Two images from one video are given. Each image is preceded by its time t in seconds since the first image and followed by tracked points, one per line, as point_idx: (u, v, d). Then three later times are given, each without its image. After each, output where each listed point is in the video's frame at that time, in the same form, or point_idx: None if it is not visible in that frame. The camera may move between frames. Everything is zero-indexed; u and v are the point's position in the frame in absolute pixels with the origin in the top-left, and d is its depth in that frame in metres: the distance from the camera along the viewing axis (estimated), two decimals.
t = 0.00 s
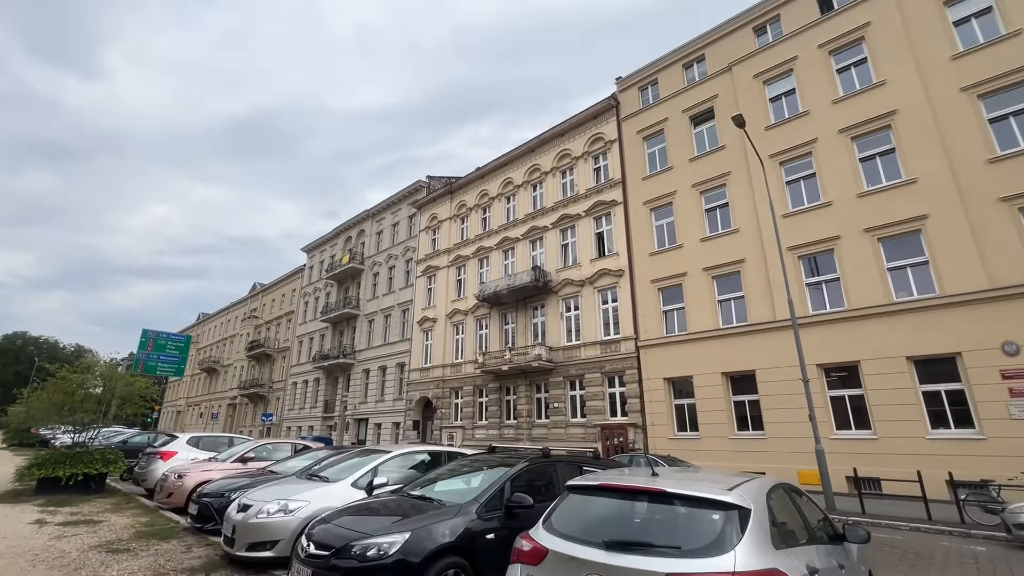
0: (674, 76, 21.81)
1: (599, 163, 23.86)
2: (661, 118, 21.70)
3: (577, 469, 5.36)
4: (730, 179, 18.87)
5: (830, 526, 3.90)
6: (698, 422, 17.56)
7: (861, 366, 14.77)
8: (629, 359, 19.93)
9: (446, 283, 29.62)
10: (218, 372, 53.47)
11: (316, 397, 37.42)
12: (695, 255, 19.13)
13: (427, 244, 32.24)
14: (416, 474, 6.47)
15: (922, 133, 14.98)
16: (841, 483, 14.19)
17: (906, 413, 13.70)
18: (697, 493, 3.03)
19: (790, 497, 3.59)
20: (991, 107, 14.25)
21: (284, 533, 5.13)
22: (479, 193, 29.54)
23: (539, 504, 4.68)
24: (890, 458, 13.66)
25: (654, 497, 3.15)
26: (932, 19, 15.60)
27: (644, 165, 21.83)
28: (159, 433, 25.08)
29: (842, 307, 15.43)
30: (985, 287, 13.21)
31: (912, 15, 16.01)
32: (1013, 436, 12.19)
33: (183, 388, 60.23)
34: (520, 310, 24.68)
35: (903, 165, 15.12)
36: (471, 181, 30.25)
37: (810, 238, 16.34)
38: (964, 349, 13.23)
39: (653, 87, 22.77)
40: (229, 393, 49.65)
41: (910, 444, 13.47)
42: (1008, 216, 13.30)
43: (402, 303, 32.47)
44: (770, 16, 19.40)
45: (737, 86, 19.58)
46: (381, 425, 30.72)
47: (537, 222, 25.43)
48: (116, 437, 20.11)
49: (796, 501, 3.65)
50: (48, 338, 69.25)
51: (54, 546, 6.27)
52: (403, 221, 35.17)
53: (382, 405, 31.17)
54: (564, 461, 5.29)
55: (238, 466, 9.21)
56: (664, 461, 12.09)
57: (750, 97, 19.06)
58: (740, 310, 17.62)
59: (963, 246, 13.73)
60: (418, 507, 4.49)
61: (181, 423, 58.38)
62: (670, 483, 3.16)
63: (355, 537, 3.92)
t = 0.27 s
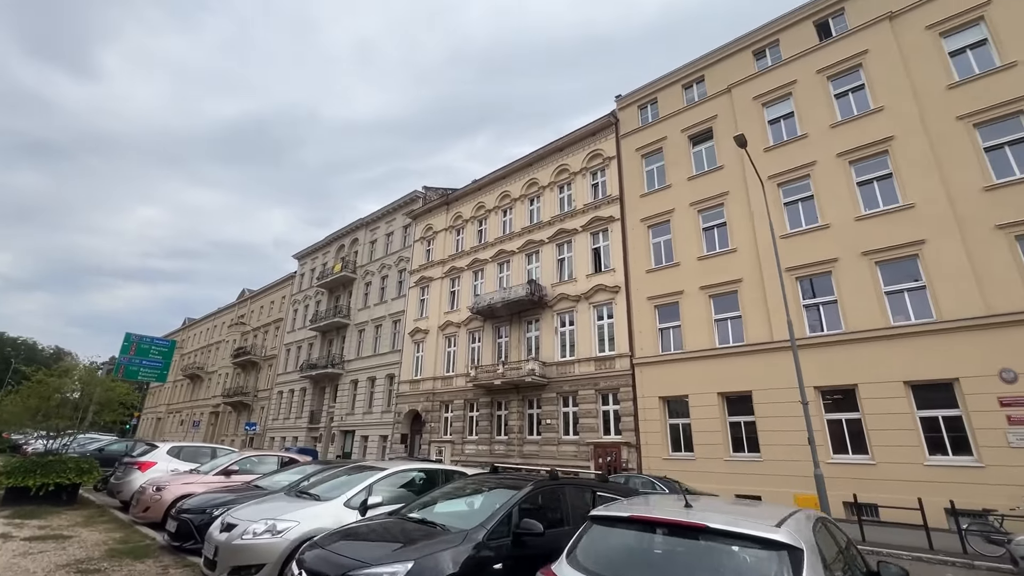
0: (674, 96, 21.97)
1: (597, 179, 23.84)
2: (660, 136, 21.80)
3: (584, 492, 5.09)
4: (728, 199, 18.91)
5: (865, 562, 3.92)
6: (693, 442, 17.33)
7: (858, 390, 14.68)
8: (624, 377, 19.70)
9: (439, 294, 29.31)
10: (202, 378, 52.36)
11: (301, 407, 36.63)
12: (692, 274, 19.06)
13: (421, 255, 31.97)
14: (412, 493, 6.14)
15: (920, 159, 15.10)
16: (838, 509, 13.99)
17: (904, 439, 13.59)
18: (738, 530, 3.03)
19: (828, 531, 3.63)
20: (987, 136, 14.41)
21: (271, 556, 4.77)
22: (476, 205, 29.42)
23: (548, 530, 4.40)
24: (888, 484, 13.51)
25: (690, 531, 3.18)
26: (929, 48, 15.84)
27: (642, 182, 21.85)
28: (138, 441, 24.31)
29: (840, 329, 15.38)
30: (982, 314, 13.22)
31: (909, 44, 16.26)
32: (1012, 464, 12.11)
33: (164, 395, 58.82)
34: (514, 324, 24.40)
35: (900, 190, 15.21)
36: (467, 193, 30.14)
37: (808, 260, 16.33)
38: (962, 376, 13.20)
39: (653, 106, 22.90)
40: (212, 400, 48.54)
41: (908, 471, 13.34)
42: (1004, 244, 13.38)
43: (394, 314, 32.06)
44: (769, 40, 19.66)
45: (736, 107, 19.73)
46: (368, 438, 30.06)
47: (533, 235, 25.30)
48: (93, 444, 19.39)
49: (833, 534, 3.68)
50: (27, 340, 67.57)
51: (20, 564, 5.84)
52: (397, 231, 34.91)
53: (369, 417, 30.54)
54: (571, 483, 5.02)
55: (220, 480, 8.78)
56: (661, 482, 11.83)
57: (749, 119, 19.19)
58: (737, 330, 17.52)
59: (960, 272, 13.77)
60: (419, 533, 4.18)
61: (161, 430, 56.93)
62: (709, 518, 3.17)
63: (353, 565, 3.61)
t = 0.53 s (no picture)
0: (672, 105, 22.00)
1: (594, 186, 23.72)
2: (658, 145, 21.78)
3: (597, 503, 4.83)
4: (725, 208, 18.87)
5: None
6: (687, 453, 17.12)
7: (854, 402, 14.60)
8: (618, 385, 19.46)
9: (431, 298, 28.92)
10: (184, 379, 51.18)
11: (286, 410, 35.85)
12: (688, 282, 18.95)
13: (413, 258, 31.59)
14: (409, 501, 5.81)
15: (917, 173, 15.15)
16: (834, 523, 13.84)
17: (900, 453, 13.49)
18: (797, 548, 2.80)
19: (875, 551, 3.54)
20: (984, 153, 14.52)
21: (259, 569, 4.40)
22: (470, 209, 29.17)
23: (562, 543, 4.12)
24: (884, 498, 13.39)
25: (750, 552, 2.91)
26: (927, 65, 15.99)
27: (639, 190, 21.77)
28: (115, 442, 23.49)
29: (837, 341, 15.32)
30: (979, 328, 13.22)
31: (907, 60, 16.41)
32: (1008, 480, 12.06)
33: (144, 395, 57.37)
34: (507, 329, 24.11)
35: (897, 204, 15.26)
36: (462, 197, 29.89)
37: (806, 271, 16.29)
38: (959, 390, 13.17)
39: (651, 114, 22.90)
40: (194, 402, 47.39)
41: (904, 485, 13.24)
42: (1001, 259, 13.42)
43: (384, 317, 31.58)
44: (768, 53, 19.77)
45: (734, 118, 19.76)
46: (354, 444, 29.44)
47: (528, 241, 25.09)
48: (67, 444, 18.66)
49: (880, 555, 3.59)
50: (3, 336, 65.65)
51: None
52: (390, 234, 34.50)
53: (356, 422, 29.93)
54: (583, 493, 4.76)
55: (203, 485, 8.33)
56: (659, 493, 11.57)
57: (748, 129, 19.21)
58: (733, 340, 17.40)
59: (957, 286, 13.78)
60: (423, 545, 3.86)
61: (139, 431, 55.47)
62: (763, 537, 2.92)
63: None
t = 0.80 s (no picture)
0: (670, 110, 22.01)
1: (590, 189, 23.65)
2: (655, 149, 21.77)
3: (609, 514, 4.70)
4: (722, 214, 18.89)
5: None
6: (680, 458, 17.08)
7: (848, 410, 14.64)
8: (611, 389, 19.37)
9: (424, 298, 28.64)
10: (168, 376, 50.21)
11: (272, 409, 35.27)
12: (684, 287, 18.94)
13: (405, 257, 31.29)
14: (411, 508, 5.62)
15: (913, 183, 15.26)
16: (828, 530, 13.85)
17: (893, 461, 13.54)
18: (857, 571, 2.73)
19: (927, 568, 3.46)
20: (978, 164, 14.67)
21: None
22: (465, 209, 28.96)
23: (578, 556, 3.98)
24: (877, 505, 13.43)
25: None
26: (923, 77, 16.14)
27: (636, 194, 21.73)
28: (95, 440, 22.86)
29: (831, 348, 15.36)
30: (972, 338, 13.32)
31: (904, 71, 16.56)
32: (1000, 489, 12.15)
33: (125, 392, 56.17)
34: (500, 331, 23.93)
35: (893, 213, 15.35)
36: (457, 197, 29.66)
37: (802, 278, 16.32)
38: (952, 399, 13.26)
39: (649, 118, 22.89)
40: (177, 400, 46.48)
41: (898, 492, 13.28)
42: (995, 270, 13.54)
43: (375, 316, 31.22)
44: (766, 60, 19.85)
45: (732, 124, 19.80)
46: (342, 444, 29.02)
47: (523, 243, 24.94)
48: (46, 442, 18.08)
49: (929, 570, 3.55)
50: None
51: None
52: (382, 232, 34.15)
53: (344, 423, 29.52)
54: (595, 503, 4.63)
55: (189, 489, 8.04)
56: (655, 499, 11.48)
57: (745, 136, 19.23)
58: (728, 345, 17.40)
59: (950, 295, 13.90)
60: (436, 560, 3.68)
61: (119, 428, 54.29)
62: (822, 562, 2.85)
63: None
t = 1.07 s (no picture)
0: (671, 106, 21.92)
1: (589, 184, 23.52)
2: (655, 145, 21.68)
3: (629, 510, 4.60)
4: (722, 211, 18.86)
5: None
6: (677, 455, 17.08)
7: (846, 408, 14.69)
8: (609, 385, 19.32)
9: (419, 292, 28.40)
10: (155, 368, 49.47)
11: (263, 403, 34.88)
12: (683, 284, 18.90)
13: (401, 250, 31.00)
14: (421, 503, 5.47)
15: (913, 183, 15.30)
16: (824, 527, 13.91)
17: (890, 459, 13.61)
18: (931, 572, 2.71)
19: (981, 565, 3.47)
20: (978, 165, 14.74)
21: None
22: (461, 203, 28.72)
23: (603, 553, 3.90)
24: (874, 503, 13.50)
25: None
26: (925, 77, 16.18)
27: (635, 190, 21.64)
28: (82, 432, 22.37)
29: (829, 347, 15.40)
30: (970, 338, 13.40)
31: (905, 71, 16.60)
32: (996, 487, 12.25)
33: (111, 384, 55.30)
34: (497, 326, 23.78)
35: (893, 213, 15.39)
36: (453, 191, 29.40)
37: (801, 276, 16.33)
38: (949, 398, 13.34)
39: (649, 114, 22.78)
40: (165, 392, 45.82)
41: (894, 490, 13.35)
42: (993, 271, 13.63)
43: (369, 310, 30.93)
44: (768, 58, 19.81)
45: (733, 121, 19.75)
46: (334, 439, 28.76)
47: (520, 237, 24.78)
48: (31, 433, 17.64)
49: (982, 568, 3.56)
50: None
51: None
52: (377, 225, 33.80)
53: (337, 417, 29.24)
54: (616, 500, 4.53)
55: (184, 483, 7.83)
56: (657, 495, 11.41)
57: (746, 134, 19.20)
58: (726, 343, 17.41)
59: (949, 295, 13.97)
60: (459, 559, 3.55)
61: (105, 421, 53.47)
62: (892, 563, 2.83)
63: None
